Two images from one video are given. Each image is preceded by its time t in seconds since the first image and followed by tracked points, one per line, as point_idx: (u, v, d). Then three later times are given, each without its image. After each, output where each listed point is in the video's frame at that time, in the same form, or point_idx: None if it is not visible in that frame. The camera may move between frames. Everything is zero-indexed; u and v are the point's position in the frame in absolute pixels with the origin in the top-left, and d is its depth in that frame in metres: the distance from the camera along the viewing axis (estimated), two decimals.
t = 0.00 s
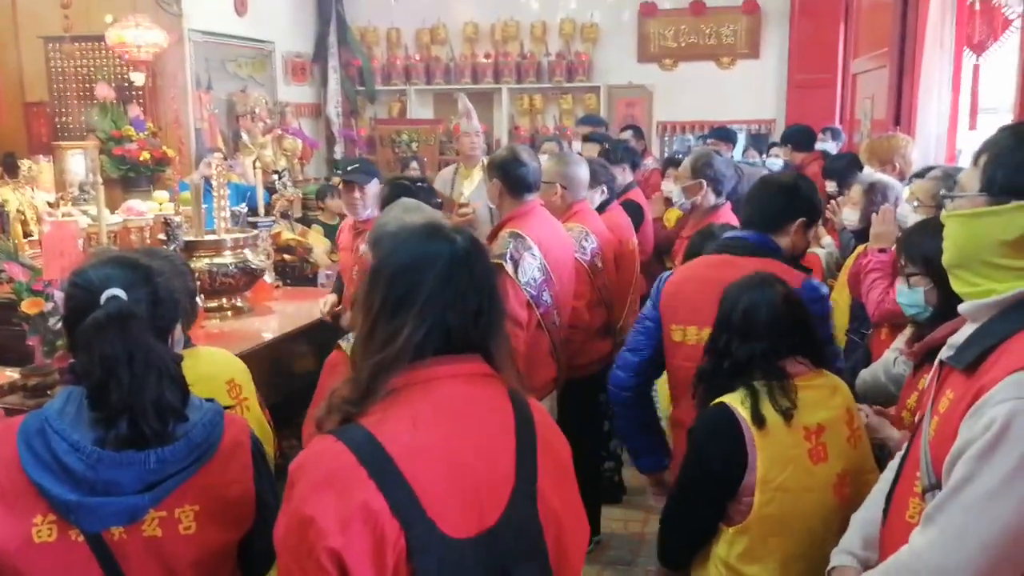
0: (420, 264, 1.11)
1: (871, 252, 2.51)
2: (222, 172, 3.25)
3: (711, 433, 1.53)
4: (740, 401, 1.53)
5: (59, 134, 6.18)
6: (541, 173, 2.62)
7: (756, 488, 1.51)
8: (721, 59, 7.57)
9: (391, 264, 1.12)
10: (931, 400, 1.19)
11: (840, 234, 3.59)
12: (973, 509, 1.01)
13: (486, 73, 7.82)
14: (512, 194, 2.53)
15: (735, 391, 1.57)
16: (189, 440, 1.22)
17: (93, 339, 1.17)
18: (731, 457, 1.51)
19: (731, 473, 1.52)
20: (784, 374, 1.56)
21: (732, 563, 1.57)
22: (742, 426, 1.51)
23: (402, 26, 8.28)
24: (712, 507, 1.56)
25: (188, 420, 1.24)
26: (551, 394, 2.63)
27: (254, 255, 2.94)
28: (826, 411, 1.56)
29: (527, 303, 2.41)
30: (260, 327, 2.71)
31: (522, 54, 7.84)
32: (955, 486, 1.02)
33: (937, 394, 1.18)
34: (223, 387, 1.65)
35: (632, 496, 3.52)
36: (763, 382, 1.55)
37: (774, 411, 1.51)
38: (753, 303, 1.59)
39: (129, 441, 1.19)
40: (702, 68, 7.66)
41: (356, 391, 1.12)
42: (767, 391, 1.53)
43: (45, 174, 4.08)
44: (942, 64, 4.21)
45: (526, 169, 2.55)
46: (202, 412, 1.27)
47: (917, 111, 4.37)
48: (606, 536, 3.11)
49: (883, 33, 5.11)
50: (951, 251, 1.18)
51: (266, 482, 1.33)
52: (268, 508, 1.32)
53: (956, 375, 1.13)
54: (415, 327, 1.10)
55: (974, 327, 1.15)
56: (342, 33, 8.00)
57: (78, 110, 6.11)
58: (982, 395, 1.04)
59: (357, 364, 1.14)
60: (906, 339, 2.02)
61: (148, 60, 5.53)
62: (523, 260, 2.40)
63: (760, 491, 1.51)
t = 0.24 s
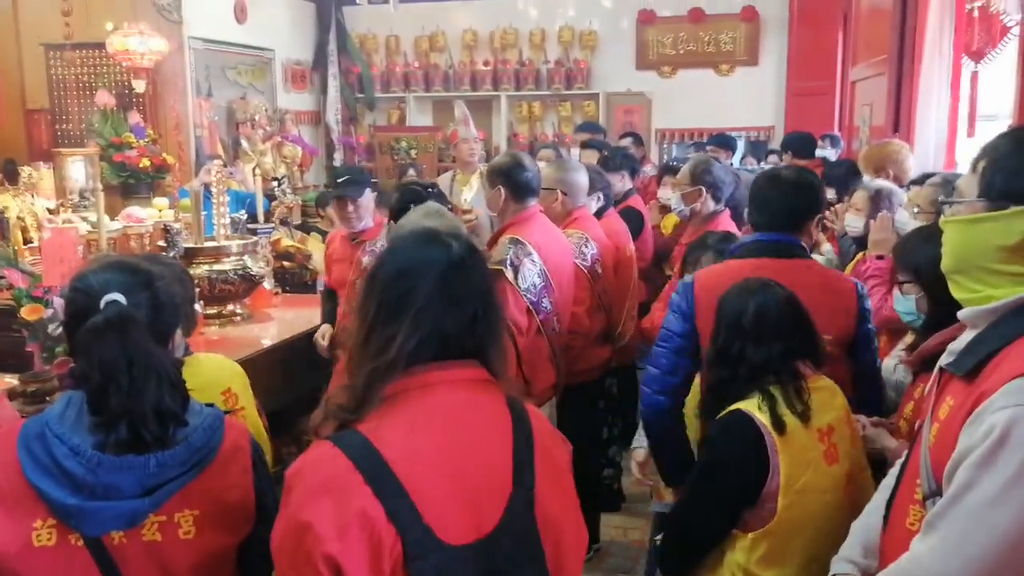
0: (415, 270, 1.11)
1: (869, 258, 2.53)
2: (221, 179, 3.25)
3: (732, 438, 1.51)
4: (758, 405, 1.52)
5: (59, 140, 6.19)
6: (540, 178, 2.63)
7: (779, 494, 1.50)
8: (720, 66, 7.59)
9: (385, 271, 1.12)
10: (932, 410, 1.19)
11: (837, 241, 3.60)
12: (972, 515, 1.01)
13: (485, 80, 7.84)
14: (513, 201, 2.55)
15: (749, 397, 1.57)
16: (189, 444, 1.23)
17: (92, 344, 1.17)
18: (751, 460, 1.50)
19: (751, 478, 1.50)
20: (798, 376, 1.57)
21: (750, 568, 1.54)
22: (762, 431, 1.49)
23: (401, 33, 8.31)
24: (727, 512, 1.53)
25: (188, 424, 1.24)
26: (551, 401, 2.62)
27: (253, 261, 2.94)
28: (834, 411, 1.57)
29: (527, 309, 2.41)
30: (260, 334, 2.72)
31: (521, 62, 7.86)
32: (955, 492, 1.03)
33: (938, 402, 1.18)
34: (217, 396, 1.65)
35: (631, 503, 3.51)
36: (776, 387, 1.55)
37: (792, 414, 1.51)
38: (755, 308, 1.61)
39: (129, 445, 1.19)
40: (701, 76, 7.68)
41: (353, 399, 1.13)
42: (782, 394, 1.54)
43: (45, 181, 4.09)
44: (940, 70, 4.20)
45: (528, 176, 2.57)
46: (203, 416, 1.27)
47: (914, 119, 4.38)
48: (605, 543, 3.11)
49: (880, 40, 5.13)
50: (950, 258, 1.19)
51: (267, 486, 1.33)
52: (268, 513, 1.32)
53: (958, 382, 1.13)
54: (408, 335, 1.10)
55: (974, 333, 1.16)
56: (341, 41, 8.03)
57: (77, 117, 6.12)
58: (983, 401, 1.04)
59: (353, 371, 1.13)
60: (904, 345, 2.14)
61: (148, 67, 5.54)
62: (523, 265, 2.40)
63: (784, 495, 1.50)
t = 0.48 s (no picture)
0: (404, 273, 1.11)
1: (865, 260, 2.53)
2: (218, 179, 3.21)
3: (741, 438, 1.49)
4: (765, 405, 1.51)
5: (55, 140, 6.19)
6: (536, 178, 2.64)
7: (790, 492, 1.48)
8: (716, 68, 7.60)
9: (372, 274, 1.12)
10: (927, 408, 1.19)
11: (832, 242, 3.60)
12: (968, 515, 1.01)
13: (482, 81, 7.84)
14: (512, 201, 2.55)
15: (754, 398, 1.56)
16: (187, 442, 1.23)
17: (90, 344, 1.17)
18: (761, 459, 1.48)
19: (764, 476, 1.48)
20: (799, 376, 1.58)
21: (761, 567, 1.51)
22: (772, 429, 1.48)
23: (398, 34, 8.31)
24: (737, 513, 1.51)
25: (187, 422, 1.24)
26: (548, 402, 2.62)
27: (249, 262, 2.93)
28: (834, 411, 1.59)
29: (524, 309, 2.41)
30: (255, 335, 2.72)
31: (518, 63, 7.86)
32: (950, 492, 1.03)
33: (933, 401, 1.18)
34: (210, 397, 1.64)
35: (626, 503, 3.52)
36: (781, 387, 1.55)
37: (798, 413, 1.51)
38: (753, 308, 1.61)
39: (127, 443, 1.19)
40: (697, 77, 7.70)
41: (342, 401, 1.13)
42: (787, 394, 1.54)
43: (41, 181, 4.09)
44: (936, 73, 4.16)
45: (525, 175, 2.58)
46: (201, 415, 1.27)
47: (909, 120, 4.39)
48: (600, 544, 3.11)
49: (876, 41, 5.13)
50: (944, 259, 1.18)
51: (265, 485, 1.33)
52: (264, 510, 1.32)
53: (953, 381, 1.14)
54: (395, 339, 1.10)
55: (969, 333, 1.16)
56: (338, 42, 8.03)
57: (74, 118, 6.12)
58: (978, 400, 1.05)
59: (343, 373, 1.14)
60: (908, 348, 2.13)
61: (144, 68, 5.54)
62: (521, 266, 2.40)
63: (796, 494, 1.48)
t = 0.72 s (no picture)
0: (377, 276, 1.11)
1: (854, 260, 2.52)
2: (209, 179, 3.21)
3: (733, 446, 1.49)
4: (757, 409, 1.51)
5: (46, 139, 6.18)
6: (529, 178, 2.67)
7: (784, 497, 1.49)
8: (707, 69, 7.63)
9: (344, 278, 1.12)
10: (919, 405, 1.21)
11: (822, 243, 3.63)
12: (958, 513, 1.03)
13: (474, 82, 7.85)
14: (507, 199, 2.57)
15: (747, 402, 1.56)
16: (184, 438, 1.23)
17: (86, 341, 1.17)
18: (752, 465, 1.48)
19: (757, 482, 1.48)
20: (791, 377, 1.58)
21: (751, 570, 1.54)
22: (765, 435, 1.48)
23: (390, 35, 8.31)
24: (730, 518, 1.52)
25: (184, 418, 1.25)
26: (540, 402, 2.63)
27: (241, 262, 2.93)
28: (827, 411, 1.59)
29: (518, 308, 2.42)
30: (247, 334, 2.73)
31: (510, 64, 7.87)
32: (940, 490, 1.05)
33: (923, 401, 1.20)
34: (200, 395, 1.65)
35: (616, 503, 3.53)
36: (773, 391, 1.55)
37: (791, 416, 1.51)
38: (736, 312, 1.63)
39: (124, 439, 1.19)
40: (688, 79, 7.73)
41: (320, 404, 1.15)
42: (778, 397, 1.54)
43: (33, 180, 4.09)
44: (927, 76, 4.18)
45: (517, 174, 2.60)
46: (198, 411, 1.27)
47: (898, 123, 4.42)
48: (590, 543, 3.13)
49: (867, 44, 5.17)
50: (936, 257, 1.20)
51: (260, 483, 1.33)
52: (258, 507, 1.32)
53: (943, 380, 1.16)
54: (369, 346, 1.11)
55: (959, 332, 1.17)
56: (330, 42, 8.03)
57: (65, 117, 6.12)
58: (969, 398, 1.06)
59: (320, 378, 1.15)
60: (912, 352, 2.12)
61: (136, 66, 5.53)
62: (514, 265, 2.42)
63: (789, 499, 1.49)
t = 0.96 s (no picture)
0: (353, 285, 1.11)
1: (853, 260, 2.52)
2: (202, 180, 3.18)
3: (722, 451, 1.48)
4: (746, 415, 1.50)
5: (37, 140, 6.14)
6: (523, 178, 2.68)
7: (774, 503, 1.48)
8: (700, 70, 7.65)
9: (320, 287, 1.12)
10: (908, 404, 1.21)
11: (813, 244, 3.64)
12: (949, 510, 1.03)
13: (467, 82, 7.84)
14: (505, 200, 2.56)
15: (737, 408, 1.54)
16: (182, 438, 1.22)
17: (85, 341, 1.17)
18: (742, 472, 1.47)
19: (745, 488, 1.48)
20: (784, 383, 1.56)
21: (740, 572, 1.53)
22: (754, 443, 1.47)
23: (383, 36, 8.30)
24: (719, 524, 1.51)
25: (182, 418, 1.24)
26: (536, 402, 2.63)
27: (234, 262, 2.92)
28: (818, 415, 1.57)
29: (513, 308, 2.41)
30: (240, 335, 2.72)
31: (503, 64, 7.87)
32: (931, 487, 1.05)
33: (913, 399, 1.20)
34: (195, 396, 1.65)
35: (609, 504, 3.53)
36: (764, 396, 1.54)
37: (781, 423, 1.50)
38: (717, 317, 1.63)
39: (123, 438, 1.18)
40: (681, 80, 7.74)
41: (303, 409, 1.15)
42: (769, 403, 1.52)
43: (24, 181, 4.06)
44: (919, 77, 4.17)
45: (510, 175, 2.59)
46: (196, 412, 1.26)
47: (890, 124, 4.44)
48: (584, 544, 3.13)
49: (859, 45, 5.18)
50: (925, 257, 1.20)
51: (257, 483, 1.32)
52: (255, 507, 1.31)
53: (933, 378, 1.16)
54: (355, 354, 1.11)
55: (948, 331, 1.18)
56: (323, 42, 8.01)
57: (56, 117, 6.09)
58: (959, 397, 1.06)
59: (304, 385, 1.15)
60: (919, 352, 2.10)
61: (128, 66, 5.51)
62: (509, 265, 2.41)
63: (778, 505, 1.48)
